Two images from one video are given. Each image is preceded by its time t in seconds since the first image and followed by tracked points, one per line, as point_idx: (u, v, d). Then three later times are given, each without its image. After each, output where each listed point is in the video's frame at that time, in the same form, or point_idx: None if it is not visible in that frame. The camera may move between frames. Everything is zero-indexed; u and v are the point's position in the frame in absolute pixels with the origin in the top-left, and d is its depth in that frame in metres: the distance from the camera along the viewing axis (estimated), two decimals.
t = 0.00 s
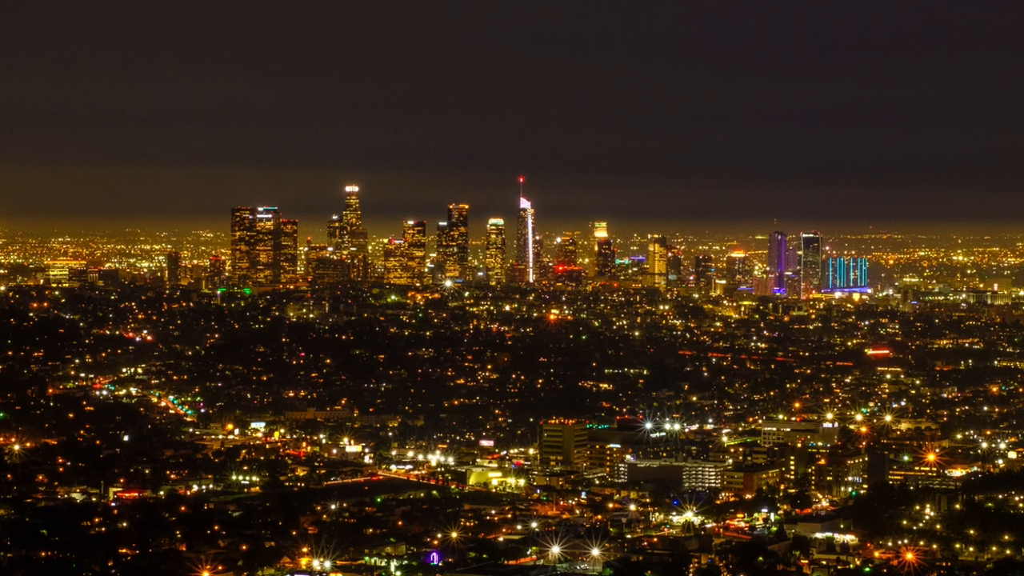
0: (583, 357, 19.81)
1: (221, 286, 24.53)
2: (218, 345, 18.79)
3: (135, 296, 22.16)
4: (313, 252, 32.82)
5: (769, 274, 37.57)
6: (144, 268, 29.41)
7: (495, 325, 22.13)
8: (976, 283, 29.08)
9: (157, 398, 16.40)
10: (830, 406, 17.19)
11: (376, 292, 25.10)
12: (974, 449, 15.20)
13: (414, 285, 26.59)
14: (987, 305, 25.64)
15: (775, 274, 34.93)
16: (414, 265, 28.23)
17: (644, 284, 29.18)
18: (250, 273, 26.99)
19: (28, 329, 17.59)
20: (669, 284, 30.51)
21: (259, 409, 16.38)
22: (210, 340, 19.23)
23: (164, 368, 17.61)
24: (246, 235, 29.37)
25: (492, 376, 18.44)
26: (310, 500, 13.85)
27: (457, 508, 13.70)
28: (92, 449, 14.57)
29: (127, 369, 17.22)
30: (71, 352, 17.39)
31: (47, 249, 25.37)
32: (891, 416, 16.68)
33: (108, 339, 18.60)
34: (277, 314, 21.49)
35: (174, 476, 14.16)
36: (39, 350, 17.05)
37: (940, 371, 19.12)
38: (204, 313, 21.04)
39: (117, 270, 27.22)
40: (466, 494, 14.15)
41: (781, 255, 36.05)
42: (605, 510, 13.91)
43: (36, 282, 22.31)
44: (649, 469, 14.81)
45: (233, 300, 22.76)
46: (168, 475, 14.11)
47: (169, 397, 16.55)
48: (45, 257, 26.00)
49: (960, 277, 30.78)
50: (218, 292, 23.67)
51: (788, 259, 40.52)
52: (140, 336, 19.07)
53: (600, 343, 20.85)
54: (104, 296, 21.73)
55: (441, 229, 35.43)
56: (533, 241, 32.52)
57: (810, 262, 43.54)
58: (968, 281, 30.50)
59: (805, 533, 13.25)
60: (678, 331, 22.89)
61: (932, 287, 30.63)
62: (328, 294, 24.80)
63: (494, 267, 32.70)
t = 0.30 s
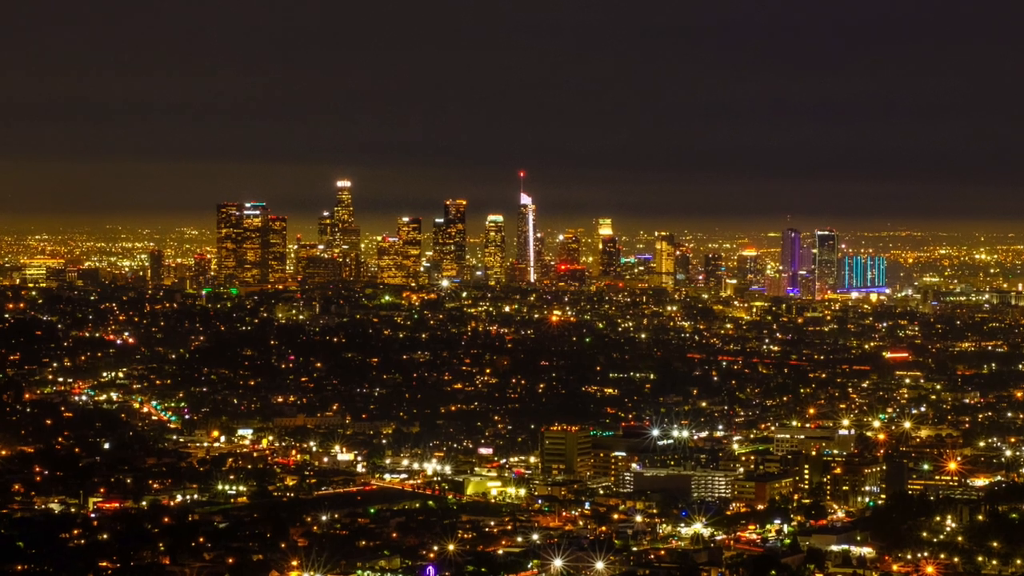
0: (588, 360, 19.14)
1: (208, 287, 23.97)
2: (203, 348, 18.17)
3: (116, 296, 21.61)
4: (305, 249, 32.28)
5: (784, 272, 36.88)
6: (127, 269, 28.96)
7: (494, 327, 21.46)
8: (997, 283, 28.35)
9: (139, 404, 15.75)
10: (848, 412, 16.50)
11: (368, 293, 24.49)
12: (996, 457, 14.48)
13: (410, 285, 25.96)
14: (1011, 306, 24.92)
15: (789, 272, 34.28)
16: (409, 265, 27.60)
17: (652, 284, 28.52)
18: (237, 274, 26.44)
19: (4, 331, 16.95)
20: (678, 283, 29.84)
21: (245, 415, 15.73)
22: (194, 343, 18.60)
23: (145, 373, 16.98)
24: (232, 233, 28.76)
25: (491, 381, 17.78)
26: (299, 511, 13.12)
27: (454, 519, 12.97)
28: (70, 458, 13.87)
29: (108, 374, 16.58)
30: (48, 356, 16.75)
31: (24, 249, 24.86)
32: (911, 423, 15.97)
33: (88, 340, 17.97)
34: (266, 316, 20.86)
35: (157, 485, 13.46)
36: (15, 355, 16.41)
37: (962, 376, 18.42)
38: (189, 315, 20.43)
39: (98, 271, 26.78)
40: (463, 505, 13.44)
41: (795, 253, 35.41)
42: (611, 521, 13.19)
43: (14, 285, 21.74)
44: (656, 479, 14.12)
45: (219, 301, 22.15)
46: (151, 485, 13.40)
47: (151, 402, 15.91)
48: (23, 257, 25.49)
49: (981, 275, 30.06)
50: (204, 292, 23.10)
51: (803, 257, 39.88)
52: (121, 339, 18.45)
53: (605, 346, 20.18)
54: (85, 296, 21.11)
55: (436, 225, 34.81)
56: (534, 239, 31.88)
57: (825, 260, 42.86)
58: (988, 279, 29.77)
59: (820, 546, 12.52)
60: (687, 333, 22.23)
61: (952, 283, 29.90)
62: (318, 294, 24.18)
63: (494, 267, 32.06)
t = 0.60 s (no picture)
0: (592, 364, 18.53)
1: (192, 287, 23.45)
2: (187, 352, 17.59)
3: (96, 296, 21.05)
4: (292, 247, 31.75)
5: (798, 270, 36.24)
6: (106, 266, 28.50)
7: (494, 329, 20.85)
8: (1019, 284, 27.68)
9: (121, 409, 15.14)
10: (864, 418, 15.89)
11: (361, 293, 23.92)
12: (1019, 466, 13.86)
13: (405, 286, 25.35)
14: None
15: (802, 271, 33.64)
16: (403, 264, 27.02)
17: (658, 285, 27.89)
18: (223, 274, 25.92)
19: None
20: (687, 281, 29.21)
21: (232, 421, 15.12)
22: (179, 346, 18.02)
23: (127, 377, 16.38)
24: (220, 232, 28.22)
25: (491, 385, 17.16)
26: (289, 521, 12.46)
27: (451, 531, 12.30)
28: (48, 466, 13.23)
29: (89, 379, 15.98)
30: (26, 359, 16.16)
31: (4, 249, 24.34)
32: (930, 429, 15.36)
33: (68, 343, 17.38)
34: (253, 317, 20.29)
35: (140, 495, 12.82)
36: None
37: (983, 381, 17.79)
38: (174, 317, 19.85)
39: (76, 270, 26.33)
40: (461, 515, 12.80)
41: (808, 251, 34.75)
42: (617, 531, 12.55)
43: None
44: (663, 488, 13.51)
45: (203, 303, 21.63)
46: (134, 496, 12.75)
47: (134, 408, 15.30)
48: None
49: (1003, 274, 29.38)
50: (188, 292, 22.57)
51: (818, 254, 39.23)
52: (102, 342, 17.88)
53: (609, 348, 19.56)
54: (66, 297, 20.54)
55: (432, 223, 34.22)
56: (536, 237, 31.27)
57: (837, 259, 42.20)
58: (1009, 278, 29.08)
59: (835, 558, 11.83)
60: (695, 335, 21.60)
61: (974, 282, 29.22)
62: (308, 294, 23.61)
63: (492, 264, 31.48)
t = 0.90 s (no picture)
0: (598, 367, 17.96)
1: (177, 287, 22.96)
2: (172, 354, 17.05)
3: (77, 296, 20.56)
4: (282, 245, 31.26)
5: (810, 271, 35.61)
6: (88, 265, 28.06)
7: (493, 331, 20.28)
8: None
9: (103, 414, 14.59)
10: (881, 425, 15.32)
11: (355, 292, 23.38)
12: None
13: (401, 286, 24.79)
14: None
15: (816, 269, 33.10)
16: (399, 263, 26.49)
17: (665, 284, 27.30)
18: (209, 273, 25.44)
19: None
20: (696, 282, 28.61)
21: (219, 427, 14.58)
22: (164, 348, 17.48)
23: (110, 380, 15.84)
24: (207, 229, 27.72)
25: (490, 390, 16.58)
26: (279, 533, 11.84)
27: (448, 542, 11.69)
28: (27, 474, 12.66)
29: (70, 382, 15.44)
30: (6, 363, 15.61)
31: None
32: (950, 436, 14.77)
33: (47, 346, 16.85)
34: (241, 319, 19.76)
35: (122, 505, 12.22)
36: None
37: (1006, 386, 17.19)
38: (160, 317, 19.32)
39: (58, 270, 25.88)
40: (459, 525, 12.20)
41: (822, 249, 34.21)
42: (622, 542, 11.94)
43: None
44: (670, 496, 12.92)
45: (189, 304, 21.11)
46: (116, 505, 12.16)
47: (117, 413, 14.75)
48: None
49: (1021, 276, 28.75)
50: (174, 293, 22.08)
51: (832, 253, 38.59)
52: (83, 345, 17.36)
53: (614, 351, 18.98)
54: (46, 297, 20.04)
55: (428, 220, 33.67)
56: (538, 235, 30.70)
57: (851, 257, 41.68)
58: None
59: (850, 570, 10.95)
60: (704, 337, 21.02)
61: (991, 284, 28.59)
62: (299, 294, 23.10)
63: (491, 263, 30.94)
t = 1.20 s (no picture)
0: (601, 371, 17.46)
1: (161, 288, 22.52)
2: (157, 357, 16.56)
3: (56, 297, 20.10)
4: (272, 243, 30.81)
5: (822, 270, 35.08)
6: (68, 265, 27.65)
7: (492, 333, 19.79)
8: None
9: (85, 420, 14.09)
10: (896, 431, 14.83)
11: (348, 292, 22.90)
12: None
13: (396, 285, 24.31)
14: None
15: (829, 269, 32.64)
16: (394, 262, 26.02)
17: (671, 284, 26.81)
18: (196, 272, 24.98)
19: None
20: (705, 283, 28.12)
21: (205, 433, 14.08)
22: (148, 351, 17.00)
23: (92, 385, 15.35)
24: (192, 228, 27.28)
25: (489, 395, 16.07)
26: (269, 544, 11.21)
27: (445, 553, 11.13)
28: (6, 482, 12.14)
29: (50, 387, 14.94)
30: None
31: None
32: (968, 442, 14.28)
33: (26, 349, 16.38)
34: (227, 320, 19.30)
35: (106, 515, 11.68)
36: None
37: None
38: (144, 318, 18.85)
39: (37, 269, 25.47)
40: (456, 536, 11.65)
41: (836, 248, 33.68)
42: (627, 554, 11.41)
43: None
44: (677, 506, 12.41)
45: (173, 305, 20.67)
46: (98, 515, 11.62)
47: (99, 418, 14.25)
48: None
49: None
50: (158, 294, 21.64)
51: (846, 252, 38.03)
52: (64, 348, 16.89)
53: (618, 354, 18.48)
54: (23, 297, 19.60)
55: (425, 218, 33.19)
56: (538, 233, 30.20)
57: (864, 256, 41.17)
58: None
59: None
60: (711, 339, 20.52)
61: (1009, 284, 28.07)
62: (288, 294, 22.63)
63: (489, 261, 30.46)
